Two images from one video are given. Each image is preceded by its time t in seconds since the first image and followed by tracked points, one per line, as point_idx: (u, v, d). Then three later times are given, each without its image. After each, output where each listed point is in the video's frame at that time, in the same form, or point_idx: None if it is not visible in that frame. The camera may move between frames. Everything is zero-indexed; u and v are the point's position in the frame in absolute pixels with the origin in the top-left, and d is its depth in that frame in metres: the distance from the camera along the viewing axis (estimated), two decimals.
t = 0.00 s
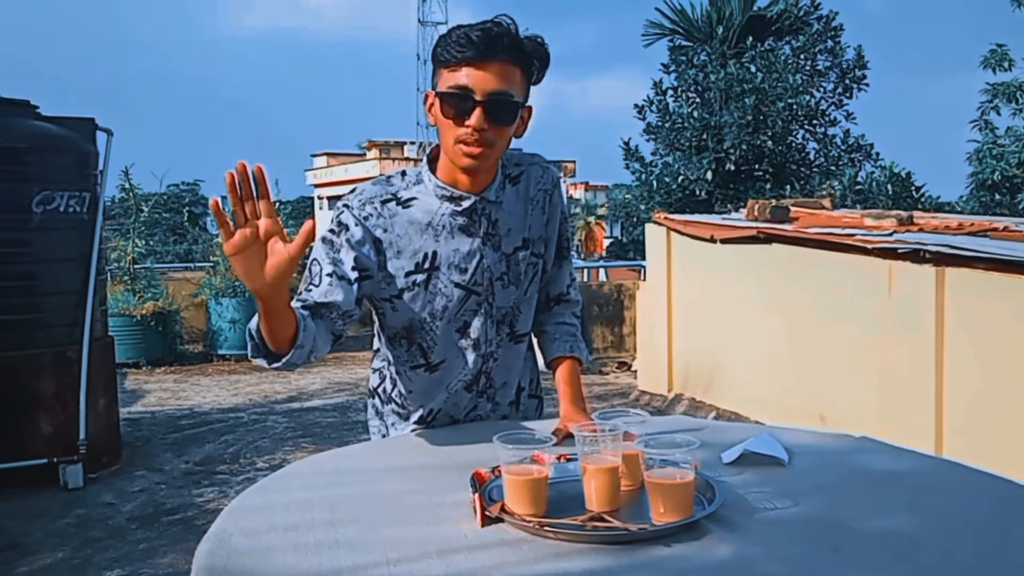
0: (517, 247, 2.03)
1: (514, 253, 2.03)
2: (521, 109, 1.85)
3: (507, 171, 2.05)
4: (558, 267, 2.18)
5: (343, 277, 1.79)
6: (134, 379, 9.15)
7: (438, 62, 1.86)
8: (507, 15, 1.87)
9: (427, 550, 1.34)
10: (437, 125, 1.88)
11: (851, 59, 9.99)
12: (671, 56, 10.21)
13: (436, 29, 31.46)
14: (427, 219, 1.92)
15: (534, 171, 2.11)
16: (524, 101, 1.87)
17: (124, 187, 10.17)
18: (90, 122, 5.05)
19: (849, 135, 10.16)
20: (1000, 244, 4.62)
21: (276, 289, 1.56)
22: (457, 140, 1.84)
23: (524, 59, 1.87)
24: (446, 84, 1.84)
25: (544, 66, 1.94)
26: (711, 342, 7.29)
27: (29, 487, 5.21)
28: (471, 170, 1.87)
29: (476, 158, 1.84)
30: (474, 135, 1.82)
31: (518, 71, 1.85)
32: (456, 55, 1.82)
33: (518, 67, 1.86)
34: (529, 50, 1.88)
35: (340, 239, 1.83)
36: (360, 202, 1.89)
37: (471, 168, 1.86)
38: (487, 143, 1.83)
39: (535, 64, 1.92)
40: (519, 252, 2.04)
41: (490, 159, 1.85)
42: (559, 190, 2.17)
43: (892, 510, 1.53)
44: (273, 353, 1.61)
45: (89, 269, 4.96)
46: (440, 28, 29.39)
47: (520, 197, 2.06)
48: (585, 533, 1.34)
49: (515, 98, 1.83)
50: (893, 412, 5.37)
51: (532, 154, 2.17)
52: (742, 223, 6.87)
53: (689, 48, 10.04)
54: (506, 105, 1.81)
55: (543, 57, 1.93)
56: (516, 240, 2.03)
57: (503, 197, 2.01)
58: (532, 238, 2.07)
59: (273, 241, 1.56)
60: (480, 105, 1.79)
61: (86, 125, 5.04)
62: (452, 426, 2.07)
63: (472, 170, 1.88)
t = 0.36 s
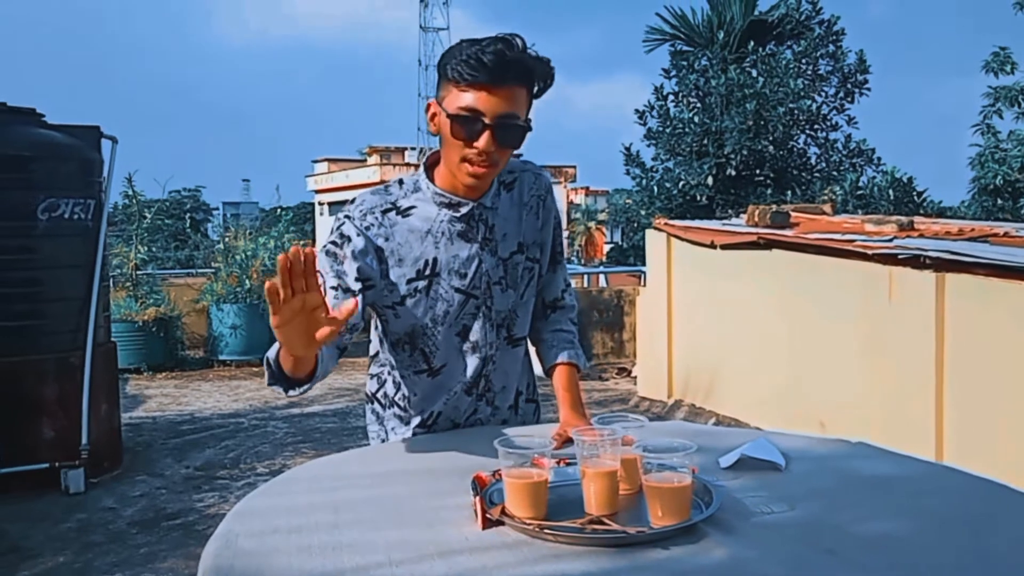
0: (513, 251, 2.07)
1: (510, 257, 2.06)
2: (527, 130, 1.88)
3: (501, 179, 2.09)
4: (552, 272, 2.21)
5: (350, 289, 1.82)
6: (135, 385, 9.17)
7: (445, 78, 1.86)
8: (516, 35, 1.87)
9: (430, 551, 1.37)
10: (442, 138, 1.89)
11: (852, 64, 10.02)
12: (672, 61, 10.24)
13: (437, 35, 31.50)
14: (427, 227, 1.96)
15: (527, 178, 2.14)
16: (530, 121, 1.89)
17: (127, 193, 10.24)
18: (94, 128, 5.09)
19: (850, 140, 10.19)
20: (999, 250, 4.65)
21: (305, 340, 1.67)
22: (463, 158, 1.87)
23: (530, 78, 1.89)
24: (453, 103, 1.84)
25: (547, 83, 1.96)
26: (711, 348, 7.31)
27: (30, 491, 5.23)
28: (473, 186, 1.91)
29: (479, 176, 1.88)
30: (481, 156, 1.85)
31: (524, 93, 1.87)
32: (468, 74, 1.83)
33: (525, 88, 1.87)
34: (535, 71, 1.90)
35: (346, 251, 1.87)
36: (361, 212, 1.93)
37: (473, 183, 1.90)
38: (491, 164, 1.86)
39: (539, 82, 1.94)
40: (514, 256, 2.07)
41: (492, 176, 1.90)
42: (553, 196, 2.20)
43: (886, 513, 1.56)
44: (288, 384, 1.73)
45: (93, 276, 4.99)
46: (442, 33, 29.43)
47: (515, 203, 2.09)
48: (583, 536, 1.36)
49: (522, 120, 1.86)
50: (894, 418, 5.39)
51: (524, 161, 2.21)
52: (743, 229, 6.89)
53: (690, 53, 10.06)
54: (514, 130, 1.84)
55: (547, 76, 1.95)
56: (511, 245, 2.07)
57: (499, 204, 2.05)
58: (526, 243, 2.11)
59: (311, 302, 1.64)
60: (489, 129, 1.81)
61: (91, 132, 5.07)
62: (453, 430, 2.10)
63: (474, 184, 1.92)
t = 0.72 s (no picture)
0: (499, 240, 2.09)
1: (496, 247, 2.08)
2: (503, 108, 1.92)
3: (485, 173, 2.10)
4: (537, 268, 2.22)
5: (353, 284, 1.86)
6: (145, 388, 9.21)
7: (418, 69, 1.91)
8: (481, 23, 1.92)
9: (437, 550, 1.39)
10: (421, 126, 1.93)
11: (861, 66, 10.01)
12: (680, 64, 10.26)
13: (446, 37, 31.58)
14: (419, 216, 1.97)
15: (510, 175, 2.16)
16: (504, 101, 1.93)
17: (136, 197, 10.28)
18: (104, 132, 5.15)
19: (859, 142, 10.18)
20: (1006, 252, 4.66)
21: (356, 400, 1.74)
22: (443, 141, 1.90)
23: (500, 62, 1.93)
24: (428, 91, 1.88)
25: (519, 70, 2.00)
26: (718, 351, 7.32)
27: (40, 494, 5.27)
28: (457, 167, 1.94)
29: (461, 155, 1.91)
30: (461, 135, 1.89)
31: (496, 74, 1.91)
32: (438, 62, 1.87)
33: (496, 70, 1.92)
34: (503, 55, 1.94)
35: (348, 248, 1.89)
36: (356, 204, 1.94)
37: (457, 164, 1.94)
38: (472, 140, 1.90)
39: (511, 68, 1.98)
40: (501, 245, 2.09)
41: (473, 155, 1.93)
42: (534, 192, 2.22)
43: (886, 513, 1.58)
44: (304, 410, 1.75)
45: (103, 278, 5.04)
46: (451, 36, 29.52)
47: (500, 197, 2.11)
48: (589, 535, 1.38)
49: (497, 98, 1.89)
50: (902, 421, 5.39)
51: (504, 161, 2.22)
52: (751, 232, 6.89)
53: (698, 55, 10.08)
54: (489, 107, 1.88)
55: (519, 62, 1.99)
56: (498, 235, 2.09)
57: (484, 194, 2.07)
58: (512, 235, 2.13)
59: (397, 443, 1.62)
60: (464, 108, 1.85)
61: (100, 136, 5.13)
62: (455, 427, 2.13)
63: (458, 167, 1.95)
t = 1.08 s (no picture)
0: (486, 245, 2.07)
1: (483, 252, 2.07)
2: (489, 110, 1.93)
3: (473, 180, 2.08)
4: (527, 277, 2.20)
5: (355, 273, 1.90)
6: (160, 389, 9.26)
7: (407, 74, 1.94)
8: (467, 32, 1.96)
9: (448, 551, 1.40)
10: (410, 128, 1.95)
11: (874, 66, 9.97)
12: (693, 65, 10.26)
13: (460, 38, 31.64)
14: (408, 211, 1.98)
15: (500, 185, 2.14)
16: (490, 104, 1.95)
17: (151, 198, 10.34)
18: (119, 134, 5.20)
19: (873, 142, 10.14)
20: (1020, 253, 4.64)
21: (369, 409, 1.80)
22: (431, 140, 1.91)
23: (487, 69, 1.96)
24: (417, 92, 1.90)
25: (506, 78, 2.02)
26: (733, 352, 7.32)
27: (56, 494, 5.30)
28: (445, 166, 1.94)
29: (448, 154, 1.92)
30: (447, 133, 1.89)
31: (482, 77, 1.93)
32: (424, 65, 1.90)
33: (483, 74, 1.94)
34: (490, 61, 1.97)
35: (347, 237, 1.92)
36: (350, 196, 1.96)
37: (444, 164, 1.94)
38: (458, 139, 1.90)
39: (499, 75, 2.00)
40: (488, 250, 2.08)
41: (461, 155, 1.93)
42: (525, 207, 2.20)
43: (898, 515, 1.58)
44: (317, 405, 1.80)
45: (118, 280, 5.08)
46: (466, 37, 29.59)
47: (489, 204, 2.10)
48: (600, 536, 1.39)
49: (483, 99, 1.91)
50: (917, 422, 5.37)
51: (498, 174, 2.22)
52: (765, 233, 6.87)
53: (712, 56, 10.08)
54: (475, 105, 1.89)
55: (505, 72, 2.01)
56: (485, 239, 2.07)
57: (473, 199, 2.06)
58: (501, 241, 2.11)
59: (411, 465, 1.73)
60: (450, 106, 1.86)
61: (115, 138, 5.18)
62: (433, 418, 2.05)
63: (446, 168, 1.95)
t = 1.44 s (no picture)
0: (463, 261, 2.02)
1: (458, 268, 2.01)
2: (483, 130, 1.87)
3: (455, 192, 2.02)
4: (502, 296, 2.13)
5: (322, 293, 1.83)
6: (178, 389, 9.30)
7: (402, 77, 1.83)
8: (471, 39, 1.85)
9: (463, 554, 1.39)
10: (399, 137, 1.87)
11: (890, 66, 9.91)
12: (708, 65, 10.22)
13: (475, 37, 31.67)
14: (381, 225, 1.91)
15: (482, 197, 2.08)
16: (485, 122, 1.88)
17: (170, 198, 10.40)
18: (135, 134, 5.23)
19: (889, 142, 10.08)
20: None
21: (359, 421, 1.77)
22: (421, 156, 1.85)
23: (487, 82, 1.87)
24: (411, 103, 1.82)
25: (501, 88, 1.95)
26: (751, 354, 7.29)
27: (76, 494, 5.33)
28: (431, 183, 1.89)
29: (437, 174, 1.86)
30: (439, 153, 1.83)
31: (480, 95, 1.85)
32: (424, 75, 1.80)
33: (481, 90, 1.86)
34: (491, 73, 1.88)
35: (314, 254, 1.84)
36: (317, 206, 1.88)
37: (431, 181, 1.88)
38: (449, 160, 1.85)
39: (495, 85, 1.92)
40: (464, 266, 2.03)
41: (449, 173, 1.88)
42: (505, 217, 2.15)
43: (915, 518, 1.56)
44: (304, 437, 1.75)
45: (136, 280, 5.12)
46: (482, 36, 29.63)
47: (468, 218, 2.04)
48: (616, 539, 1.38)
49: (479, 121, 1.84)
50: (937, 426, 5.33)
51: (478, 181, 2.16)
52: (782, 233, 6.84)
53: (726, 56, 10.05)
54: (471, 128, 1.82)
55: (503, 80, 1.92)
56: (461, 255, 2.02)
57: (451, 212, 2.00)
58: (478, 257, 2.06)
59: (419, 464, 1.73)
60: (447, 128, 1.79)
61: (133, 138, 5.21)
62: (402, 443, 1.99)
63: (432, 183, 1.90)
